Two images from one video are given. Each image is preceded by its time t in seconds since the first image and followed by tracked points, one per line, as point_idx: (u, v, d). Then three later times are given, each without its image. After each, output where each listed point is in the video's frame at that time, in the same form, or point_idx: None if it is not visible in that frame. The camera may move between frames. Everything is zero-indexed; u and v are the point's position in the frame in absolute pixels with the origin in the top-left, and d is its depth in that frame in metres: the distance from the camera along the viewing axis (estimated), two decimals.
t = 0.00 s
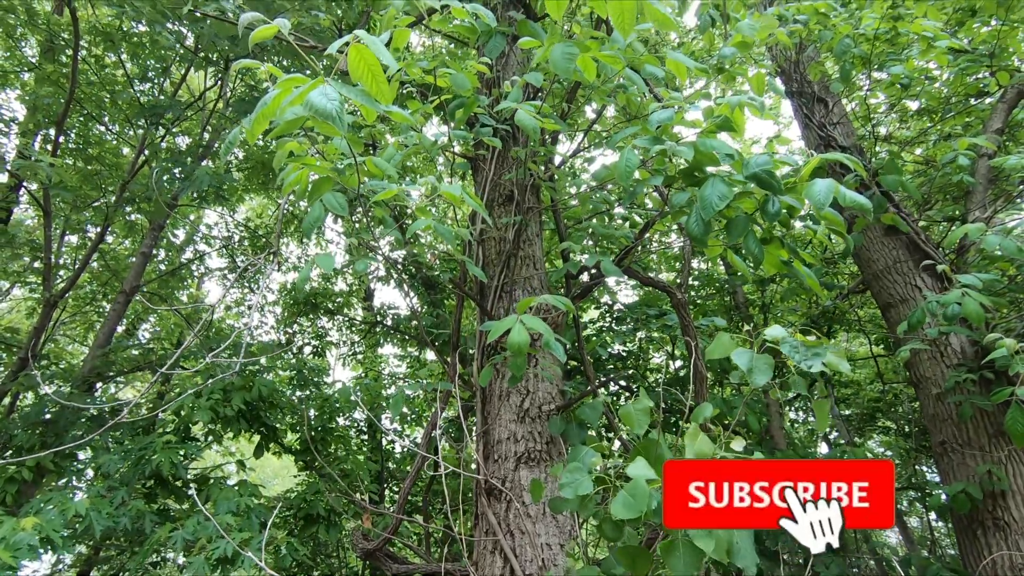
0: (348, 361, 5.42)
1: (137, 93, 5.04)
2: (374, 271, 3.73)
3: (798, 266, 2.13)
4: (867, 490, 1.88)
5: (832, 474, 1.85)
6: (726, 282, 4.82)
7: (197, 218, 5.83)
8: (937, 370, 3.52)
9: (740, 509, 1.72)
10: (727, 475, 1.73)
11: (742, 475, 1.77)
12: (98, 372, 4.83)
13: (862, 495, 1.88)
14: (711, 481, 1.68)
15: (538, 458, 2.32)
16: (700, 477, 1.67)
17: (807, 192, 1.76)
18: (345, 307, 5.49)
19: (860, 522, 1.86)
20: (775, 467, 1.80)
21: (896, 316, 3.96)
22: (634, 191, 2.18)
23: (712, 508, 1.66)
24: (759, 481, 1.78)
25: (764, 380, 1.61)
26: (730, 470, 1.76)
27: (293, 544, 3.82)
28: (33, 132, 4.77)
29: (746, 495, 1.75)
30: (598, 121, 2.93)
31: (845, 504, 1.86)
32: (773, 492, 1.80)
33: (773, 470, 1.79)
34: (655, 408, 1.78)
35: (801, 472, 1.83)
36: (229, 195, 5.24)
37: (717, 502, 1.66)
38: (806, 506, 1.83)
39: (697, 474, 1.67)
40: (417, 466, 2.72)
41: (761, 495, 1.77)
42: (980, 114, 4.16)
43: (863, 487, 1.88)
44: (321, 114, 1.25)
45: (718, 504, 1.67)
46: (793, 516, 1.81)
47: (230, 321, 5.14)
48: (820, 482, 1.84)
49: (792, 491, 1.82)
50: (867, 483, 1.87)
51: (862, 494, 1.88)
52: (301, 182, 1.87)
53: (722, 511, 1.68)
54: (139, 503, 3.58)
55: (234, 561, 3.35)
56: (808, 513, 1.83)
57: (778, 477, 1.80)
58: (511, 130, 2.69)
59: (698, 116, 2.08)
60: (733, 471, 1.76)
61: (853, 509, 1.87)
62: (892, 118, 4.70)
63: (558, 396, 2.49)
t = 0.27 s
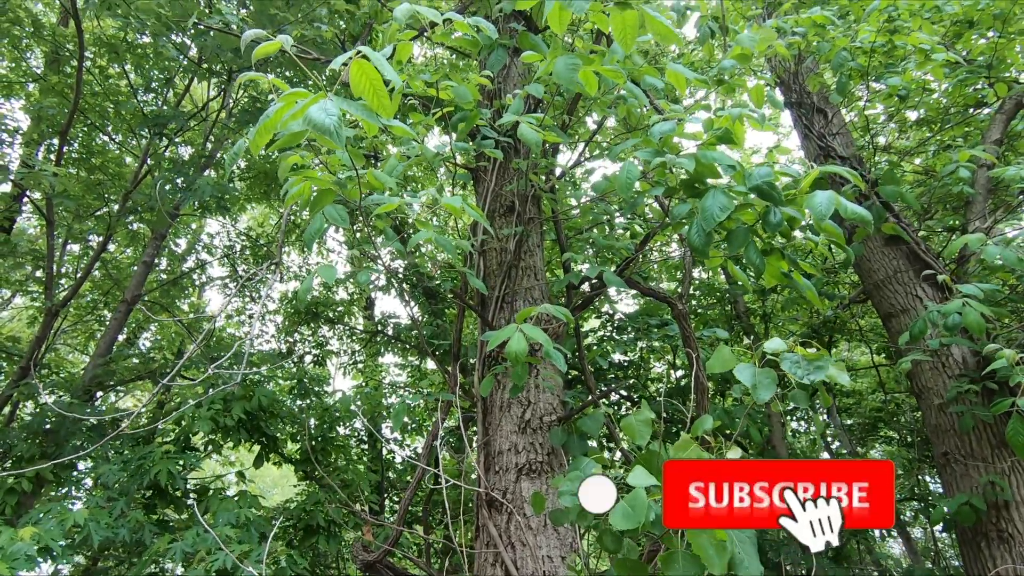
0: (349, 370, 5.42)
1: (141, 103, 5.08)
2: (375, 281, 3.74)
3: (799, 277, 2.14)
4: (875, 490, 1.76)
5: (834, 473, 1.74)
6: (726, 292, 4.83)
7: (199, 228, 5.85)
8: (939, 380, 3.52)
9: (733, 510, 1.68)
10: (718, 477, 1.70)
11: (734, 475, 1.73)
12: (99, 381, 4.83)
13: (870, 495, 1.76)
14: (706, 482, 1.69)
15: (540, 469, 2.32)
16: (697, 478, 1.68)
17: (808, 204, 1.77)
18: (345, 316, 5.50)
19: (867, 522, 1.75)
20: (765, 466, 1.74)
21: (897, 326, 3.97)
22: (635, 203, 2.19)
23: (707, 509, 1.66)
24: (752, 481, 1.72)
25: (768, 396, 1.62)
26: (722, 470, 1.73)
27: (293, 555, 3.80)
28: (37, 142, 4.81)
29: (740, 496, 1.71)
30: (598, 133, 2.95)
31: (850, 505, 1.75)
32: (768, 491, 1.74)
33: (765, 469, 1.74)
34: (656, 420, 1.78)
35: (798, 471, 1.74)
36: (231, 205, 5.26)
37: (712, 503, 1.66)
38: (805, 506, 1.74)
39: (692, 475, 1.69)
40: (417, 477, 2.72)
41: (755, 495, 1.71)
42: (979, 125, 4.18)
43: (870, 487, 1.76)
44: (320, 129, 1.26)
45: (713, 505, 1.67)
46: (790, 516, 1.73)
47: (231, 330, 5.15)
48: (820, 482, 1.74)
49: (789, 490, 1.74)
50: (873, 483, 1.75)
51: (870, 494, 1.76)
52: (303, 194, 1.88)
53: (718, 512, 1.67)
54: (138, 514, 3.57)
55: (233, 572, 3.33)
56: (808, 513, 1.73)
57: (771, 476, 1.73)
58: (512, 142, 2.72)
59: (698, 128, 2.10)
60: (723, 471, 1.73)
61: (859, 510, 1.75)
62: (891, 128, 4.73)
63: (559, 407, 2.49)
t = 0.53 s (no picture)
0: (349, 378, 5.42)
1: (145, 112, 5.12)
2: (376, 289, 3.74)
3: (800, 286, 2.14)
4: (875, 491, 1.79)
5: (832, 474, 1.77)
6: (727, 300, 4.84)
7: (200, 235, 5.87)
8: (941, 390, 3.52)
9: (727, 509, 1.75)
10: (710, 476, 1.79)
11: (727, 475, 1.80)
12: (100, 390, 4.83)
13: (870, 496, 1.78)
14: (701, 481, 1.80)
15: (541, 479, 2.33)
16: (691, 477, 1.80)
17: (808, 215, 1.78)
18: (346, 324, 5.50)
19: (869, 522, 1.76)
20: (762, 467, 1.78)
21: (898, 335, 3.97)
22: (636, 213, 2.20)
23: (703, 507, 1.77)
24: (747, 481, 1.78)
25: (771, 412, 1.63)
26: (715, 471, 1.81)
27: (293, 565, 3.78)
28: (41, 151, 4.83)
29: (734, 496, 1.78)
30: (599, 142, 2.97)
31: (851, 505, 1.77)
32: (765, 491, 1.78)
33: (761, 470, 1.78)
34: (658, 431, 1.78)
35: (796, 472, 1.77)
36: (233, 213, 5.28)
37: (707, 501, 1.77)
38: (806, 506, 1.76)
39: (686, 474, 1.81)
40: (418, 487, 2.72)
41: (750, 495, 1.77)
42: (978, 134, 4.20)
43: (870, 487, 1.79)
44: (327, 141, 1.28)
45: (708, 503, 1.77)
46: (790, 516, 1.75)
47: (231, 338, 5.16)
48: (818, 481, 1.77)
49: (788, 490, 1.77)
50: (873, 483, 1.77)
51: (871, 495, 1.78)
52: (305, 205, 1.90)
53: (715, 511, 1.76)
54: (138, 523, 3.56)
55: None
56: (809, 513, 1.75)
57: (768, 476, 1.77)
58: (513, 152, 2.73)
59: (699, 139, 2.10)
60: (716, 471, 1.80)
61: (861, 510, 1.78)
62: (890, 137, 4.74)
63: (560, 417, 2.50)
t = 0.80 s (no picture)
0: (350, 387, 5.42)
1: (148, 122, 5.15)
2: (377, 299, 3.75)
3: (800, 298, 2.15)
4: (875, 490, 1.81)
5: (832, 474, 1.80)
6: (728, 310, 4.84)
7: (202, 244, 5.88)
8: (942, 400, 3.50)
9: (726, 509, 1.79)
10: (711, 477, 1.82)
11: (728, 475, 1.83)
12: (100, 399, 4.82)
13: (870, 495, 1.80)
14: (702, 482, 1.84)
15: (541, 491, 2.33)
16: (691, 477, 1.83)
17: (808, 229, 1.79)
18: (347, 333, 5.50)
19: (869, 521, 1.79)
20: (762, 468, 1.81)
21: (899, 345, 3.97)
22: (637, 225, 2.21)
23: (703, 507, 1.81)
24: (747, 482, 1.81)
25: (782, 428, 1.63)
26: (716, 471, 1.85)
27: None
28: (44, 161, 4.86)
29: (734, 496, 1.81)
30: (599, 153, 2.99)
31: (851, 504, 1.80)
32: (765, 491, 1.82)
33: (761, 470, 1.81)
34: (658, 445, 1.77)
35: (796, 472, 1.80)
36: (234, 222, 5.30)
37: (706, 501, 1.81)
38: (805, 505, 1.79)
39: (687, 474, 1.85)
40: (418, 498, 2.72)
41: (750, 495, 1.81)
42: (977, 145, 4.21)
43: (870, 487, 1.81)
44: (335, 157, 1.29)
45: (708, 503, 1.81)
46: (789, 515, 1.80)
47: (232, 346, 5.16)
48: (818, 481, 1.80)
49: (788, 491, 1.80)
50: (873, 483, 1.79)
51: (871, 494, 1.80)
52: (309, 217, 1.91)
53: (714, 510, 1.80)
54: (137, 535, 3.54)
55: None
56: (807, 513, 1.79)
57: (768, 477, 1.80)
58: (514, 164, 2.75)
59: (698, 151, 2.12)
60: (717, 472, 1.83)
61: (861, 510, 1.80)
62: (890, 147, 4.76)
63: (561, 428, 2.49)
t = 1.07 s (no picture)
0: (350, 396, 5.41)
1: (150, 132, 5.18)
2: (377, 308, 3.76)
3: (800, 309, 2.16)
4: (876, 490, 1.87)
5: (832, 475, 1.85)
6: (728, 319, 4.84)
7: (203, 253, 5.90)
8: (944, 410, 3.49)
9: (726, 509, 1.83)
10: (711, 477, 1.86)
11: (728, 476, 1.87)
12: (100, 408, 4.81)
13: (870, 496, 1.87)
14: (702, 482, 1.88)
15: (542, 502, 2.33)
16: (692, 477, 1.87)
17: (806, 240, 1.80)
18: (348, 342, 5.50)
19: (867, 520, 1.85)
20: (762, 468, 1.85)
21: (900, 354, 3.97)
22: (637, 236, 2.22)
23: (704, 507, 1.85)
24: (747, 482, 1.85)
25: (784, 438, 1.62)
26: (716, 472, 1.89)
27: None
28: (47, 171, 4.88)
29: (734, 495, 1.86)
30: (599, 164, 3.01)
31: (851, 504, 1.86)
32: (765, 491, 1.85)
33: (761, 471, 1.85)
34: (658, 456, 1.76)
35: (797, 472, 1.85)
36: (236, 231, 5.32)
37: (706, 501, 1.85)
38: (805, 505, 1.84)
39: (688, 474, 1.88)
40: (418, 509, 2.70)
41: (750, 495, 1.85)
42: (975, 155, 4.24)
43: (871, 487, 1.87)
44: (338, 170, 1.30)
45: (708, 503, 1.85)
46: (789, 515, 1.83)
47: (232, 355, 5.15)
48: (818, 482, 1.85)
49: (787, 491, 1.84)
50: (874, 483, 1.84)
51: (871, 495, 1.86)
52: (311, 228, 1.92)
53: (714, 510, 1.84)
54: (137, 546, 3.52)
55: None
56: (807, 513, 1.83)
57: (768, 477, 1.84)
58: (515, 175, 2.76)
59: (697, 163, 2.13)
60: (717, 472, 1.87)
61: (860, 509, 1.86)
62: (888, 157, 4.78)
63: (561, 438, 2.49)
